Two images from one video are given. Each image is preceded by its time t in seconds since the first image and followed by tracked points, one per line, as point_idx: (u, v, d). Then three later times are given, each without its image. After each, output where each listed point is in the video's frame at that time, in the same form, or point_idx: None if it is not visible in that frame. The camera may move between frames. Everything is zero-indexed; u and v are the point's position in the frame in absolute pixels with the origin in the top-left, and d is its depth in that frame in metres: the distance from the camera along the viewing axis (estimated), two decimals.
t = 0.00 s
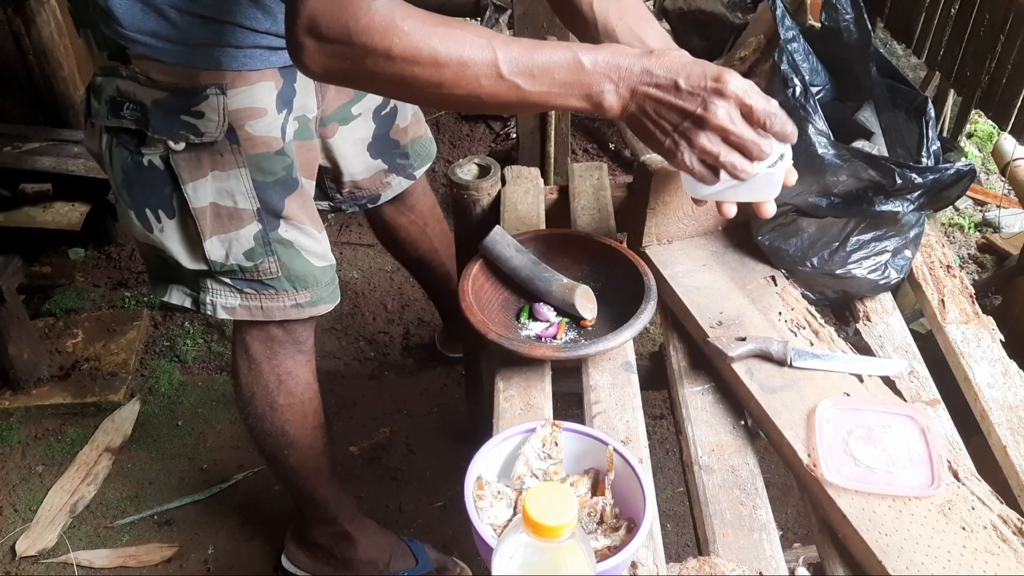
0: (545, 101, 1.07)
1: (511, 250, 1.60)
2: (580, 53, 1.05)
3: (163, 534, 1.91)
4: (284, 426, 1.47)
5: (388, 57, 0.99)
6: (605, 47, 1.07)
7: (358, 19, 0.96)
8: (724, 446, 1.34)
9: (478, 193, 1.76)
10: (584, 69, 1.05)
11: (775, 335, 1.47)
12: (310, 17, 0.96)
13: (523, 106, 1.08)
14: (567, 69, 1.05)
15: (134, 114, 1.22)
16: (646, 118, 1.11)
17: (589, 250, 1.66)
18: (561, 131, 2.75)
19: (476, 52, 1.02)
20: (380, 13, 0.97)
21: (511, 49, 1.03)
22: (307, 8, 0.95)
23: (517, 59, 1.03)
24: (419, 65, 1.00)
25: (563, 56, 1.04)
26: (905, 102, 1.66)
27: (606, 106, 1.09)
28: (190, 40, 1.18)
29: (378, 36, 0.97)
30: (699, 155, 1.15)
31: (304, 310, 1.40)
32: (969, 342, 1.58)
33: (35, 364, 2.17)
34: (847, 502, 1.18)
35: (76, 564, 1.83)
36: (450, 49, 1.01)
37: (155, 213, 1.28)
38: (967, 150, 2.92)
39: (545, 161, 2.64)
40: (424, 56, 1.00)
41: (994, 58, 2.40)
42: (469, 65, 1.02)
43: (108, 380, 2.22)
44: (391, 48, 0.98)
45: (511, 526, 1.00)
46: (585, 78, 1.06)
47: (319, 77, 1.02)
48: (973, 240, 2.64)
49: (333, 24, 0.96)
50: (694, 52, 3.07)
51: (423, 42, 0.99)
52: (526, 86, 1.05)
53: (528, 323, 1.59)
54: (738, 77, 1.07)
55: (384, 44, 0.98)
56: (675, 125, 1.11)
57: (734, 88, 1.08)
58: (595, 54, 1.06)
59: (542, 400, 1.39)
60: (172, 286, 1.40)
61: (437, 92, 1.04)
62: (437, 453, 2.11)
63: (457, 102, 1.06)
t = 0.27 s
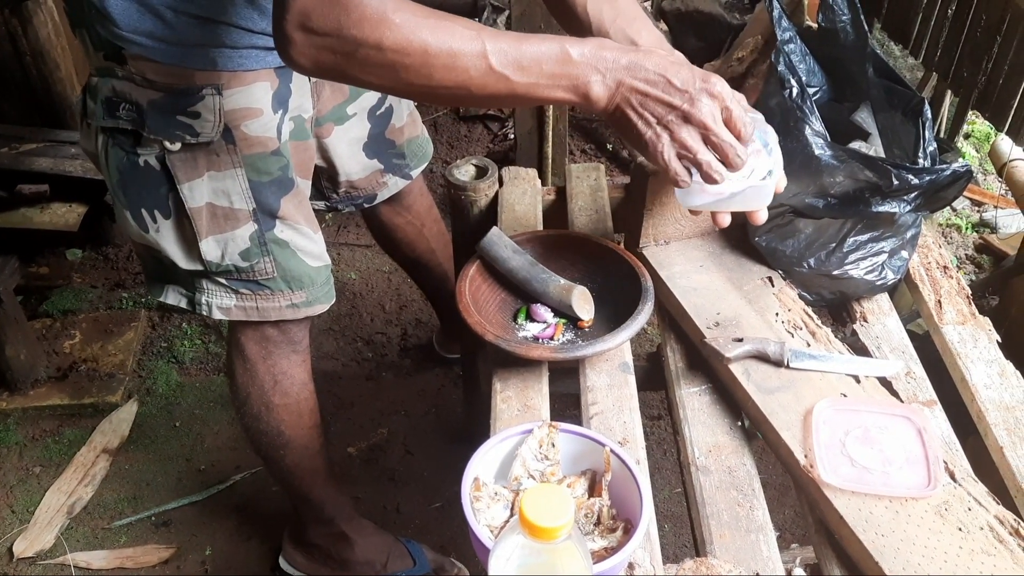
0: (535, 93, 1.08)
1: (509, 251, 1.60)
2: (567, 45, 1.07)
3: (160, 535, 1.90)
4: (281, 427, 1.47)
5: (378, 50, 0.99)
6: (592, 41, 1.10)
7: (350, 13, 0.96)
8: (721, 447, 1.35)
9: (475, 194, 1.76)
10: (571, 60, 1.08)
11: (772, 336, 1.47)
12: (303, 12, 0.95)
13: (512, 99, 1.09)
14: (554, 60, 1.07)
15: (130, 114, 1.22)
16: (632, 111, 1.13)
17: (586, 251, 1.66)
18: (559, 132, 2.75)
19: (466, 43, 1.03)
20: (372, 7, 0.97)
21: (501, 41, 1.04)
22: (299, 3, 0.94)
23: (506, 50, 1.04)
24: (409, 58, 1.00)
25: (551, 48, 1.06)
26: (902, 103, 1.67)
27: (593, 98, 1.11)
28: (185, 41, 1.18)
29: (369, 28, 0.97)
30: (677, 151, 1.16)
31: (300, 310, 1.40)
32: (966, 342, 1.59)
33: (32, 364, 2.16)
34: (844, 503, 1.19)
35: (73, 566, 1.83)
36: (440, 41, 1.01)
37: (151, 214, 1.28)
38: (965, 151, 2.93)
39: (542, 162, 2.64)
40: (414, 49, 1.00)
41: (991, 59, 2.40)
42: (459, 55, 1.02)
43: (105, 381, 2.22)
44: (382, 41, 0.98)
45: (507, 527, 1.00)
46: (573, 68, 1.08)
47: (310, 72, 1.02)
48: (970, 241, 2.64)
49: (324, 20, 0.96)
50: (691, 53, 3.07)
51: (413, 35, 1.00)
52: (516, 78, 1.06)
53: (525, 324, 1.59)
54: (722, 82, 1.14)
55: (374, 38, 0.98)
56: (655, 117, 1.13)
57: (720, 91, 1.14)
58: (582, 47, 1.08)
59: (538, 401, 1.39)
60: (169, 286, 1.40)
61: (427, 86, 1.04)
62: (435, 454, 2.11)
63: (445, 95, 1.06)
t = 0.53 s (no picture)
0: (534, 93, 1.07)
1: (508, 253, 1.60)
2: (564, 46, 1.08)
3: (160, 536, 1.91)
4: (280, 429, 1.47)
5: (376, 52, 0.99)
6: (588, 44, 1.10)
7: (347, 17, 0.96)
8: (720, 449, 1.35)
9: (475, 195, 1.78)
10: (568, 60, 1.07)
11: (771, 338, 1.48)
12: (299, 15, 0.96)
13: (512, 100, 1.08)
14: (552, 60, 1.06)
15: (128, 117, 1.22)
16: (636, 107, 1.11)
17: (586, 254, 1.66)
18: (558, 134, 2.75)
19: (463, 43, 1.03)
20: (369, 10, 0.98)
21: (497, 42, 1.05)
22: (296, 5, 0.95)
23: (503, 49, 1.05)
24: (407, 60, 1.01)
25: (547, 47, 1.07)
26: (900, 105, 1.67)
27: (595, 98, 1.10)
28: (182, 44, 1.18)
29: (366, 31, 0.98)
30: (688, 138, 1.13)
31: (298, 312, 1.40)
32: (964, 344, 1.59)
33: (32, 366, 2.16)
34: (842, 504, 1.19)
35: (72, 568, 1.83)
36: (436, 43, 1.02)
37: (150, 216, 1.28)
38: (963, 152, 2.93)
39: (542, 163, 2.65)
40: (411, 51, 1.01)
41: (990, 61, 2.41)
42: (455, 56, 1.03)
43: (105, 383, 2.22)
44: (379, 44, 0.99)
45: (507, 529, 1.00)
46: (570, 68, 1.07)
47: (308, 73, 1.02)
48: (969, 242, 2.64)
49: (322, 23, 0.96)
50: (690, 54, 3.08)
51: (410, 36, 1.00)
52: (515, 78, 1.06)
53: (524, 326, 1.60)
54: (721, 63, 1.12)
55: (372, 40, 0.98)
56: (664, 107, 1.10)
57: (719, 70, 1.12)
58: (579, 48, 1.08)
59: (538, 403, 1.39)
60: (167, 288, 1.40)
61: (427, 84, 1.04)
62: (434, 455, 2.11)
63: (444, 97, 1.07)
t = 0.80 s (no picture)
0: (529, 122, 1.06)
1: (507, 254, 1.60)
2: (565, 75, 1.04)
3: (159, 538, 1.90)
4: (279, 430, 1.47)
5: (368, 62, 0.99)
6: (592, 72, 1.06)
7: (339, 22, 0.96)
8: (719, 449, 1.35)
9: (473, 197, 1.77)
10: (568, 92, 1.04)
11: (770, 339, 1.48)
12: (295, 19, 0.97)
13: (506, 126, 1.07)
14: (550, 91, 1.04)
15: (127, 118, 1.22)
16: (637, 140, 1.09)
17: (585, 254, 1.66)
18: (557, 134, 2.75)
19: (459, 64, 1.02)
20: (363, 18, 0.97)
21: (495, 67, 1.03)
22: (292, 10, 0.96)
23: (500, 76, 1.03)
24: (399, 73, 1.00)
25: (546, 77, 1.03)
26: (899, 106, 1.67)
27: (592, 132, 1.07)
28: (181, 45, 1.18)
29: (358, 40, 0.97)
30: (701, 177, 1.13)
31: (297, 313, 1.40)
32: (963, 344, 1.59)
33: (31, 368, 2.16)
34: (842, 505, 1.19)
35: (71, 569, 1.83)
36: (432, 60, 1.01)
37: (149, 217, 1.28)
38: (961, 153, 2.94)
39: (541, 164, 2.65)
40: (404, 65, 1.00)
41: (988, 62, 2.41)
42: (450, 77, 1.01)
43: (104, 384, 2.22)
44: (371, 54, 0.98)
45: (506, 530, 1.00)
46: (569, 98, 1.04)
47: (304, 80, 1.02)
48: (967, 243, 2.65)
49: (316, 26, 0.96)
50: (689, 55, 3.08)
51: (405, 50, 0.99)
52: (509, 108, 1.04)
53: (523, 327, 1.60)
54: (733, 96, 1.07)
55: (364, 50, 0.98)
56: (674, 152, 1.09)
57: (731, 107, 1.08)
58: (581, 77, 1.05)
59: (536, 404, 1.39)
60: (167, 289, 1.40)
61: (420, 105, 1.03)
62: (433, 456, 2.11)
63: (436, 118, 1.05)
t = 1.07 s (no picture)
0: (510, 142, 1.07)
1: (506, 256, 1.60)
2: (548, 97, 1.04)
3: (159, 539, 1.91)
4: (278, 432, 1.47)
5: (351, 71, 0.98)
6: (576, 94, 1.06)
7: (324, 28, 0.96)
8: (718, 451, 1.35)
9: (472, 198, 1.76)
10: (549, 116, 1.05)
11: (768, 340, 1.48)
12: (281, 25, 0.96)
13: (484, 142, 1.08)
14: (533, 114, 1.04)
15: (126, 120, 1.22)
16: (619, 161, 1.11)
17: (584, 256, 1.66)
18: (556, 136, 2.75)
19: (443, 80, 1.01)
20: (347, 26, 0.97)
21: (480, 83, 1.03)
22: (279, 16, 0.96)
23: (483, 97, 1.03)
24: (381, 84, 0.99)
25: (529, 101, 1.04)
26: (897, 107, 1.67)
27: (572, 155, 1.09)
28: (179, 48, 1.18)
29: (340, 49, 0.97)
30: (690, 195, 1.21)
31: (297, 316, 1.40)
32: (962, 345, 1.59)
33: (30, 369, 2.16)
34: (840, 506, 1.19)
35: (71, 571, 1.83)
36: (415, 73, 1.00)
37: (148, 220, 1.28)
38: (960, 154, 2.94)
39: (540, 165, 2.65)
40: (386, 76, 0.99)
41: (987, 63, 2.41)
42: (432, 94, 1.01)
43: (103, 386, 2.22)
44: (353, 63, 0.98)
45: (505, 531, 1.00)
46: (553, 122, 1.05)
47: (287, 85, 1.02)
48: (966, 243, 2.65)
49: (301, 32, 0.96)
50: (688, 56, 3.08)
51: (388, 60, 0.99)
52: (491, 129, 1.05)
53: (521, 328, 1.60)
54: (718, 123, 1.11)
55: (346, 59, 0.97)
56: (659, 178, 1.15)
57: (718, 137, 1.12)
58: (564, 101, 1.05)
59: (535, 405, 1.39)
60: (165, 291, 1.40)
61: (402, 117, 1.03)
62: (432, 457, 2.11)
63: (416, 130, 1.05)
